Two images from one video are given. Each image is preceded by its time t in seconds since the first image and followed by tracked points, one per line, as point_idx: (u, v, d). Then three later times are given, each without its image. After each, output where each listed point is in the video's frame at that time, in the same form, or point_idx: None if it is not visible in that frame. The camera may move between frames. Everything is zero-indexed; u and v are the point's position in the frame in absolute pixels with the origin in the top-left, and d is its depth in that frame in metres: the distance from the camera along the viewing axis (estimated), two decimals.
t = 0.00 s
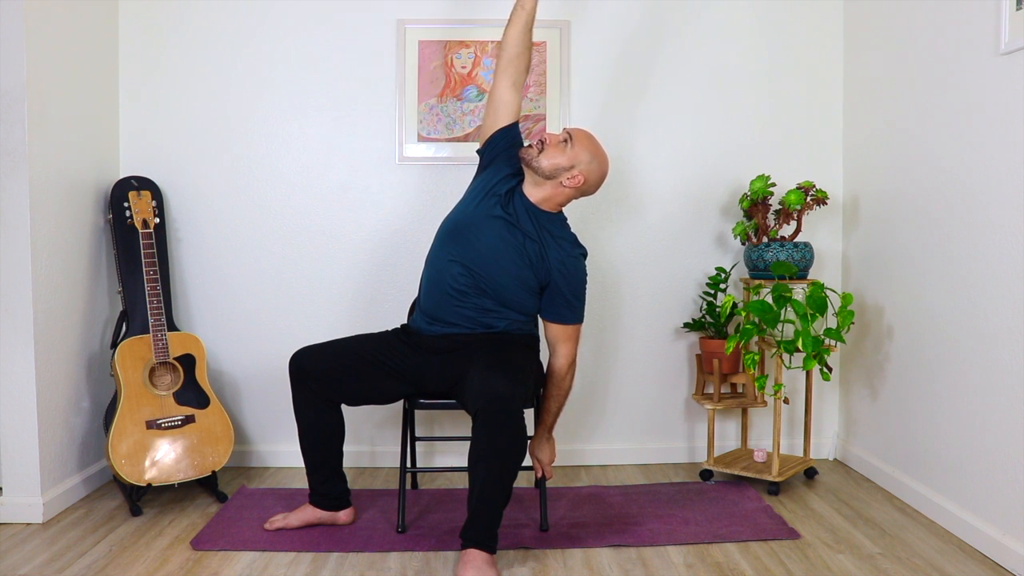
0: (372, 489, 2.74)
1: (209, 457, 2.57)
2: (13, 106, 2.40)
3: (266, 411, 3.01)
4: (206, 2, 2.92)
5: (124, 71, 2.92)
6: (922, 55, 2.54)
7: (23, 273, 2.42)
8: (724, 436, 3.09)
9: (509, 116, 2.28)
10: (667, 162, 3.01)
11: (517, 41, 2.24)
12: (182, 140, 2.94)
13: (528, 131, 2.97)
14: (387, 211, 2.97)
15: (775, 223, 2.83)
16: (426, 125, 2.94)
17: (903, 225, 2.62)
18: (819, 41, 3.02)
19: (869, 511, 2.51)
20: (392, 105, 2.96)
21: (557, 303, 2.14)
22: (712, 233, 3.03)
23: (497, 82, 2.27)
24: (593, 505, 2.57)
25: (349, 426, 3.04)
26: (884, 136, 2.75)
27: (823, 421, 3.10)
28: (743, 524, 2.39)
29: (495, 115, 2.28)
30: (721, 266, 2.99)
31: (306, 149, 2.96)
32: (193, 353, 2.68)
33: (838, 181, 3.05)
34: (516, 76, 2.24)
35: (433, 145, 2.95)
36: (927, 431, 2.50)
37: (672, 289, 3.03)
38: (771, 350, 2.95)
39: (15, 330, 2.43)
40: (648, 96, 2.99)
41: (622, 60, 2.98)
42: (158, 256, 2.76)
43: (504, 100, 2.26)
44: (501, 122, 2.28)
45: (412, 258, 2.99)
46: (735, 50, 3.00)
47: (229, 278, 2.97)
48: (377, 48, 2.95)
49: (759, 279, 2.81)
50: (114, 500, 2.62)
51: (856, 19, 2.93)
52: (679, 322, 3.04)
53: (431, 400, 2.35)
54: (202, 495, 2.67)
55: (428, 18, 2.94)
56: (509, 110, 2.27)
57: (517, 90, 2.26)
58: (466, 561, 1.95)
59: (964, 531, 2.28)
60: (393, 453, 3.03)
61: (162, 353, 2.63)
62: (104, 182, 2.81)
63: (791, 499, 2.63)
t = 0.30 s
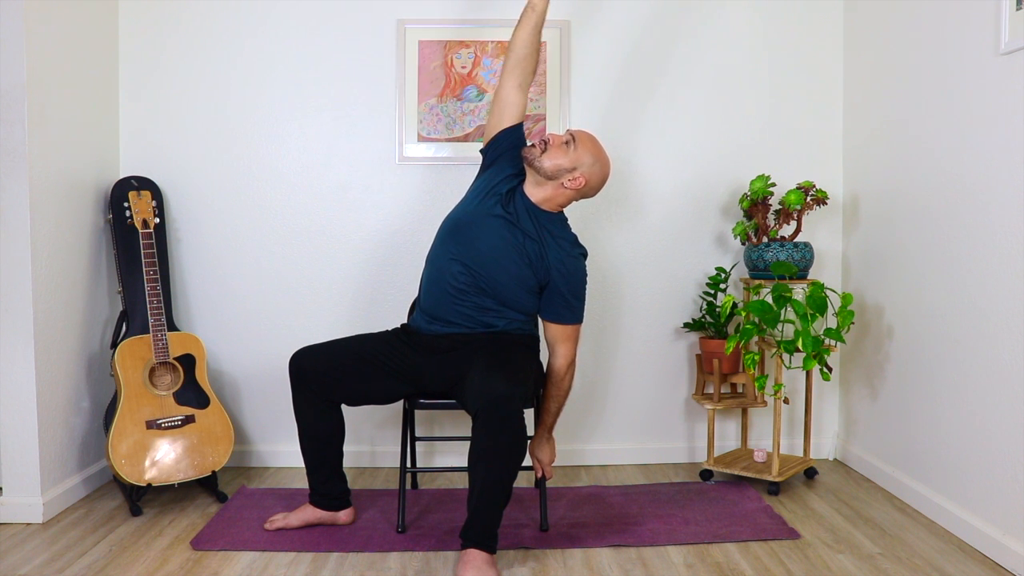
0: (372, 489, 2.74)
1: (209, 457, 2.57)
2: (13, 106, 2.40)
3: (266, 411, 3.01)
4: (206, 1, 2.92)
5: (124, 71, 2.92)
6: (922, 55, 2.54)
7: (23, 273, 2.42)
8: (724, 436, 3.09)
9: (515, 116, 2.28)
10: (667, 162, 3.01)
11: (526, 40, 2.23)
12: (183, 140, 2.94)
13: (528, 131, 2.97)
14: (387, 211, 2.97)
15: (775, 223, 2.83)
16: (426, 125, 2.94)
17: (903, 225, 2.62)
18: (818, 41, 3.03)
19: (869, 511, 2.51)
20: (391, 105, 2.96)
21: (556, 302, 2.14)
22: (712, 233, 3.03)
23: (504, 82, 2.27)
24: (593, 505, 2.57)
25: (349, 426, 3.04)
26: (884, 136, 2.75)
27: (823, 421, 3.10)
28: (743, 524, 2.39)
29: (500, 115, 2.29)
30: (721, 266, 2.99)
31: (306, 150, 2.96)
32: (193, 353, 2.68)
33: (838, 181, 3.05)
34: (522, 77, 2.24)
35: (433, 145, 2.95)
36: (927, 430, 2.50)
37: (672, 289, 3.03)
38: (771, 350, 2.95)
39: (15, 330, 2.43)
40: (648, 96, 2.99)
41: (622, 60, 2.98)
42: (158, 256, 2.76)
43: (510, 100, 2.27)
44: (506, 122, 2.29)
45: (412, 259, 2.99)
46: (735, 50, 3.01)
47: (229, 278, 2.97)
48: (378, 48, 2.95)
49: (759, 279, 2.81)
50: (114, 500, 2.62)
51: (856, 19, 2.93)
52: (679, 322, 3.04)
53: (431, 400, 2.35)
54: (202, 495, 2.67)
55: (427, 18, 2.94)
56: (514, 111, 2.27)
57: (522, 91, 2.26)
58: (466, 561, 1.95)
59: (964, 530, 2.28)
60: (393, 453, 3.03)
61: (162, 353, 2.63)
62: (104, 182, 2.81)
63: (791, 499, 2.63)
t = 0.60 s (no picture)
0: (372, 489, 2.74)
1: (209, 457, 2.57)
2: (13, 106, 2.40)
3: (266, 411, 3.01)
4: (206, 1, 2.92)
5: (124, 71, 2.92)
6: (922, 55, 2.54)
7: (23, 273, 2.42)
8: (724, 436, 3.09)
9: (519, 117, 2.29)
10: (667, 162, 3.01)
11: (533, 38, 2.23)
12: (182, 139, 2.94)
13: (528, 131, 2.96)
14: (387, 211, 2.97)
15: (775, 223, 2.83)
16: (426, 125, 2.94)
17: (903, 225, 2.62)
18: (819, 41, 3.02)
19: (869, 512, 2.51)
20: (391, 105, 2.96)
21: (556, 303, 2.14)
22: (712, 233, 3.03)
23: (510, 82, 2.27)
24: (593, 505, 2.57)
25: (349, 426, 3.04)
26: (884, 136, 2.75)
27: (823, 421, 3.10)
28: (743, 524, 2.39)
29: (505, 115, 2.29)
30: (721, 266, 2.99)
31: (307, 149, 2.96)
32: (193, 353, 2.68)
33: (838, 181, 3.05)
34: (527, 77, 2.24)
35: (433, 145, 2.95)
36: (927, 431, 2.50)
37: (672, 289, 3.03)
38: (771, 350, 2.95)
39: (15, 330, 2.43)
40: (648, 96, 2.99)
41: (623, 60, 2.98)
42: (158, 256, 2.76)
43: (515, 101, 2.27)
44: (510, 123, 2.29)
45: (412, 259, 2.99)
46: (735, 50, 3.00)
47: (229, 278, 2.97)
48: (378, 47, 2.95)
49: (759, 279, 2.81)
50: (114, 500, 2.62)
51: (857, 19, 2.93)
52: (679, 322, 3.04)
53: (431, 400, 2.35)
54: (202, 495, 2.67)
55: (427, 18, 2.94)
56: (518, 112, 2.28)
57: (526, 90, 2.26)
58: (466, 561, 1.95)
59: (964, 530, 2.28)
60: (393, 453, 3.03)
61: (161, 353, 2.63)
62: (104, 182, 2.81)
63: (791, 499, 2.63)
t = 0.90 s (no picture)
0: (372, 489, 2.74)
1: (209, 458, 2.57)
2: (13, 106, 2.40)
3: (266, 411, 3.01)
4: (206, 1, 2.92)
5: (125, 71, 2.92)
6: (922, 55, 2.54)
7: (23, 272, 2.42)
8: (724, 436, 3.09)
9: (521, 117, 2.29)
10: (667, 162, 3.01)
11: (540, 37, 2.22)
12: (182, 139, 2.94)
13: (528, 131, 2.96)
14: (387, 211, 2.97)
15: (775, 223, 2.83)
16: (426, 125, 2.94)
17: (903, 225, 2.63)
18: (819, 41, 3.03)
19: (869, 511, 2.51)
20: (392, 105, 2.96)
21: (557, 303, 2.14)
22: (712, 233, 3.03)
23: (513, 83, 2.27)
24: (594, 505, 2.57)
25: (349, 426, 3.04)
26: (884, 135, 2.75)
27: (823, 421, 3.10)
28: (743, 524, 2.39)
29: (507, 115, 2.29)
30: (721, 266, 2.99)
31: (307, 149, 2.96)
32: (193, 353, 2.68)
33: (838, 181, 3.05)
34: (531, 77, 2.24)
35: (433, 145, 2.95)
36: (927, 431, 2.50)
37: (672, 289, 3.03)
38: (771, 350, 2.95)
39: (15, 330, 2.43)
40: (648, 96, 2.99)
41: (623, 60, 2.98)
42: (158, 256, 2.76)
43: (517, 102, 2.27)
44: (512, 123, 2.29)
45: (412, 259, 2.99)
46: (735, 50, 3.01)
47: (229, 278, 2.97)
48: (378, 47, 2.95)
49: (759, 279, 2.81)
50: (114, 500, 2.62)
51: (857, 19, 2.93)
52: (679, 322, 3.04)
53: (431, 400, 2.35)
54: (202, 495, 2.67)
55: (427, 18, 2.94)
56: (520, 113, 2.28)
57: (531, 89, 2.26)
58: (466, 561, 1.95)
59: (964, 530, 2.28)
60: (393, 453, 3.03)
61: (162, 353, 2.63)
62: (104, 182, 2.81)
63: (791, 499, 2.63)
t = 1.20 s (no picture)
0: (372, 489, 2.74)
1: (209, 458, 2.57)
2: (13, 106, 2.40)
3: (266, 411, 3.01)
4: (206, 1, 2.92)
5: (124, 71, 2.92)
6: (922, 55, 2.54)
7: (23, 273, 2.42)
8: (724, 436, 3.09)
9: (513, 114, 2.29)
10: (667, 162, 3.01)
11: (520, 27, 2.25)
12: (182, 139, 2.94)
13: (528, 131, 2.96)
14: (387, 210, 2.97)
15: (775, 223, 2.83)
16: (426, 125, 2.94)
17: (903, 225, 2.62)
18: (818, 41, 3.02)
19: (869, 511, 2.51)
20: (392, 105, 2.96)
21: (556, 303, 2.14)
22: (712, 233, 3.03)
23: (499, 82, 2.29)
24: (594, 505, 2.57)
25: (349, 426, 3.04)
26: (884, 135, 2.75)
27: (823, 421, 3.10)
28: (743, 524, 2.39)
29: (497, 114, 2.30)
30: (721, 266, 2.99)
31: (307, 149, 2.96)
32: (193, 353, 2.68)
33: (838, 181, 3.05)
34: (517, 68, 2.25)
35: (433, 145, 2.95)
36: (927, 430, 2.50)
37: (672, 289, 3.03)
38: (771, 350, 2.95)
39: (15, 330, 2.43)
40: (648, 96, 2.99)
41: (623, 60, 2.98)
42: (158, 256, 2.76)
43: (507, 99, 2.28)
44: (504, 122, 2.29)
45: (412, 259, 2.99)
46: (735, 50, 3.00)
47: (229, 278, 2.97)
48: (378, 48, 2.95)
49: (759, 279, 2.81)
50: (114, 500, 2.62)
51: (857, 18, 2.93)
52: (679, 322, 3.04)
53: (431, 400, 2.35)
54: (202, 495, 2.67)
55: (427, 18, 2.94)
56: (512, 109, 2.28)
57: (520, 82, 2.27)
58: (466, 561, 1.95)
59: (964, 530, 2.28)
60: (393, 453, 3.03)
61: (162, 353, 2.63)
62: (104, 182, 2.81)
63: (791, 499, 2.63)
